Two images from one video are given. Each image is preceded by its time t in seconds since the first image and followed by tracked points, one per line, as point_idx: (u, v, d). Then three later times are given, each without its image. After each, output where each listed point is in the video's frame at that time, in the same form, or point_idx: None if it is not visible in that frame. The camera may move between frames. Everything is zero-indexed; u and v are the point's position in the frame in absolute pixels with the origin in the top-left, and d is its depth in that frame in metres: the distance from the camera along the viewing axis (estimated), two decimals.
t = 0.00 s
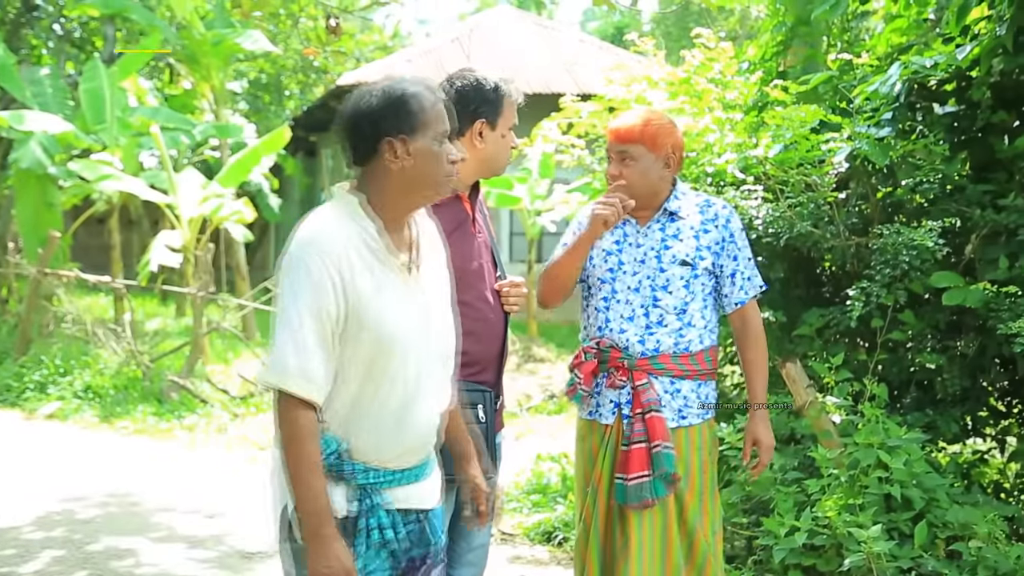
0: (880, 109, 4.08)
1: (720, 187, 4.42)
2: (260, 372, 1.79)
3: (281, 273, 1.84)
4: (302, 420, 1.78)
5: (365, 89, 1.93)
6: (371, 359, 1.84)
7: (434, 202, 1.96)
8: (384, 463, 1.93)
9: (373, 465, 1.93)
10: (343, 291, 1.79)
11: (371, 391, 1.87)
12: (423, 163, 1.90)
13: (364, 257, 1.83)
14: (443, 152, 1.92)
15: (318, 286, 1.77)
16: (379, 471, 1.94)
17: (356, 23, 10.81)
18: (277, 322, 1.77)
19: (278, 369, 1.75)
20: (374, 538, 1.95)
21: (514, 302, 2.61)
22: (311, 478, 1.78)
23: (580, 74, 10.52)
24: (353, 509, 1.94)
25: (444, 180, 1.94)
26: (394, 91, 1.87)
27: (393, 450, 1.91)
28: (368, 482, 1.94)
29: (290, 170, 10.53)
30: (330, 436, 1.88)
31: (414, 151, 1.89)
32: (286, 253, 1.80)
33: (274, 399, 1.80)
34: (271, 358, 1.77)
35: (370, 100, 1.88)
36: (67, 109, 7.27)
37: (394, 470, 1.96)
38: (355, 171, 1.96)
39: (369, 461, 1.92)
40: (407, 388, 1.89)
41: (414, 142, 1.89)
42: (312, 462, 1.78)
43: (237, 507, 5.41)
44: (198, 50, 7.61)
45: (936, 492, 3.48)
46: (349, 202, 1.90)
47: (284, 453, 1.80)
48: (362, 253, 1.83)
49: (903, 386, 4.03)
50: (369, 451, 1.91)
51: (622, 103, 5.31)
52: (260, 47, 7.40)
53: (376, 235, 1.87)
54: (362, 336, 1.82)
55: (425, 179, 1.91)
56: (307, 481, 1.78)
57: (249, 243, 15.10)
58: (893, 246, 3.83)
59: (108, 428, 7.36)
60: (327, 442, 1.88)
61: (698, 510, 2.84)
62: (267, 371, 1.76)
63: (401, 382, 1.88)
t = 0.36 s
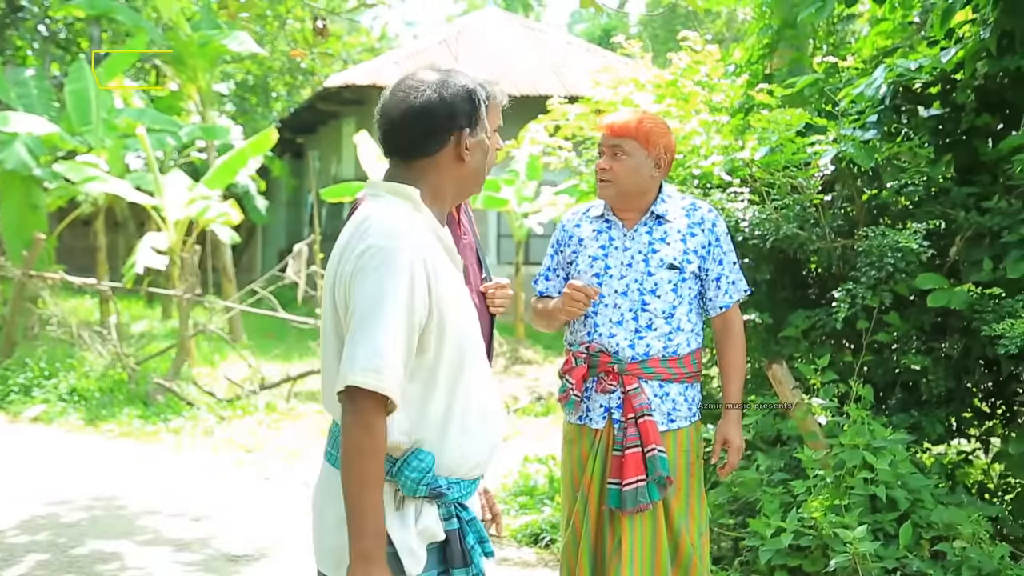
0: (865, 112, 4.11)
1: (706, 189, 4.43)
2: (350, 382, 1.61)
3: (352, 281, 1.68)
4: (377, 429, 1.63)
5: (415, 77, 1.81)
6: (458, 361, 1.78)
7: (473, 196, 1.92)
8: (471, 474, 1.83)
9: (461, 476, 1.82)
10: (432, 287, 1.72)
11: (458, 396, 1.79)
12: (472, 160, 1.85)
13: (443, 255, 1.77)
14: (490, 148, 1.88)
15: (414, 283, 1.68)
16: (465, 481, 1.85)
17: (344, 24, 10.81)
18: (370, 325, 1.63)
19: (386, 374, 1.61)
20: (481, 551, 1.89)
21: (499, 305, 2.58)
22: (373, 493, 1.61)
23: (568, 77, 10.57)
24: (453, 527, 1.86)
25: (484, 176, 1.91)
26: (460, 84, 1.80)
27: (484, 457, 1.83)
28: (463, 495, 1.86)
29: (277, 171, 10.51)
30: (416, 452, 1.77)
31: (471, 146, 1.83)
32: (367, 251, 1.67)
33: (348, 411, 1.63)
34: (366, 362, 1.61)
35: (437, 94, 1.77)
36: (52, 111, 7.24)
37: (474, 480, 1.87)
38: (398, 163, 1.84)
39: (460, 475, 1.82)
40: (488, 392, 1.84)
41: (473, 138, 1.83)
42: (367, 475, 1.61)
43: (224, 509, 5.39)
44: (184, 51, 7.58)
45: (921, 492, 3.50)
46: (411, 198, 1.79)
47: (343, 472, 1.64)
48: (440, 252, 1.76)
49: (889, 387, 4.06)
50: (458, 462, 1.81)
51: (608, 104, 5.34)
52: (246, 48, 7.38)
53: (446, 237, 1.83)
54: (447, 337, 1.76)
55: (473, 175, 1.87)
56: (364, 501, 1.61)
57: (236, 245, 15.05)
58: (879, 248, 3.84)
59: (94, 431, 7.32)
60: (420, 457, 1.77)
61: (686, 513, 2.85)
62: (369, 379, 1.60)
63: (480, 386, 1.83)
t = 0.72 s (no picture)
0: (844, 114, 4.15)
1: (687, 190, 4.43)
2: (423, 375, 1.59)
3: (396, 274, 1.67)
4: (462, 421, 1.61)
5: (429, 69, 1.78)
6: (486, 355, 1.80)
7: (477, 188, 1.94)
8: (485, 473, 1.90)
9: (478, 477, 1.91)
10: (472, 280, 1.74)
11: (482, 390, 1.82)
12: (482, 155, 1.86)
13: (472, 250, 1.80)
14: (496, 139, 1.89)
15: (462, 276, 1.69)
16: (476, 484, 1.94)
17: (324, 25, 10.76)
18: (433, 317, 1.61)
19: (452, 365, 1.61)
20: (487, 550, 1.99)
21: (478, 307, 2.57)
22: (486, 483, 1.58)
23: (549, 78, 10.58)
24: (465, 528, 1.97)
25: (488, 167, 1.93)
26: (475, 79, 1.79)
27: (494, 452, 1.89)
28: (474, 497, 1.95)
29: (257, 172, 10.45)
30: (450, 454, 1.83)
31: (482, 139, 1.84)
32: (415, 246, 1.66)
33: (431, 412, 1.61)
34: (430, 355, 1.60)
35: (455, 88, 1.76)
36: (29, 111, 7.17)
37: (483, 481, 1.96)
38: (409, 156, 1.83)
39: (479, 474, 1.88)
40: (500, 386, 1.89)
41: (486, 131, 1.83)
42: (470, 467, 1.58)
43: (203, 512, 5.35)
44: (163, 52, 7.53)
45: (899, 492, 3.52)
46: (429, 191, 1.79)
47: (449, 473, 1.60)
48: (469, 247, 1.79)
49: (867, 387, 4.09)
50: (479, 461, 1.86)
51: (588, 106, 5.31)
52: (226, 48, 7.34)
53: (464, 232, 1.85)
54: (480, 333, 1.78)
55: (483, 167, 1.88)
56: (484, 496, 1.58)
57: (215, 247, 14.95)
58: (857, 249, 3.86)
59: (72, 433, 7.26)
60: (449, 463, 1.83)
61: (664, 512, 2.85)
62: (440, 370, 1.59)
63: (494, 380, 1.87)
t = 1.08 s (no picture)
0: (824, 115, 4.19)
1: (668, 191, 4.42)
2: (401, 378, 1.61)
3: (382, 272, 1.66)
4: (423, 425, 1.65)
5: (413, 69, 1.78)
6: (472, 349, 1.80)
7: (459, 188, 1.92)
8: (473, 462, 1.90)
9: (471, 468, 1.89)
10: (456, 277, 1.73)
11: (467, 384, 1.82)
12: (467, 152, 1.84)
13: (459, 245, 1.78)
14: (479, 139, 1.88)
15: (444, 275, 1.68)
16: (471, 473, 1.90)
17: (306, 26, 10.72)
18: (415, 320, 1.62)
19: (430, 370, 1.62)
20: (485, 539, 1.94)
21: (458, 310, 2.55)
22: (425, 489, 1.65)
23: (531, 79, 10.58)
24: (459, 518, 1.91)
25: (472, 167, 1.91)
26: (457, 77, 1.79)
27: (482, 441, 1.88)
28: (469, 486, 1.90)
29: (237, 173, 10.40)
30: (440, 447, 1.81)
31: (465, 137, 1.83)
32: (401, 247, 1.65)
33: (395, 412, 1.65)
34: (410, 356, 1.61)
35: (440, 85, 1.76)
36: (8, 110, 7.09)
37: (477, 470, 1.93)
38: (394, 154, 1.81)
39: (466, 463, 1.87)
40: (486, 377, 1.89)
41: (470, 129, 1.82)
42: (416, 474, 1.65)
43: (184, 514, 5.31)
44: (143, 51, 7.47)
45: (879, 492, 3.53)
46: (417, 189, 1.77)
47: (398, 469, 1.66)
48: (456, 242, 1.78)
49: (847, 387, 4.10)
50: (464, 450, 1.86)
51: (569, 107, 5.28)
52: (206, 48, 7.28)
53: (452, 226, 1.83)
54: (465, 332, 1.77)
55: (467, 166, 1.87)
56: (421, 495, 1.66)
57: (196, 248, 14.87)
58: (837, 250, 3.88)
59: (51, 435, 7.19)
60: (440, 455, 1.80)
61: (645, 517, 2.85)
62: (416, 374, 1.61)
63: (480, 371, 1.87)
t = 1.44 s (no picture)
0: (811, 115, 4.20)
1: (655, 192, 4.41)
2: (321, 365, 1.63)
3: (320, 263, 1.70)
4: (347, 409, 1.66)
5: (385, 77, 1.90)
6: (416, 343, 1.80)
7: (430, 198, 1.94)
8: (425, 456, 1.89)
9: (419, 459, 1.87)
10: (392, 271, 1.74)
11: (416, 378, 1.82)
12: (431, 154, 1.87)
13: (401, 239, 1.80)
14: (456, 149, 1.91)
15: (375, 266, 1.70)
16: (419, 464, 1.88)
17: (293, 25, 10.69)
18: (340, 310, 1.65)
19: (353, 360, 1.64)
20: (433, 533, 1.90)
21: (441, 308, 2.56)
22: (347, 472, 1.64)
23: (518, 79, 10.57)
24: (406, 509, 1.87)
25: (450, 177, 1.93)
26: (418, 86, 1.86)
27: (436, 435, 1.87)
28: (416, 475, 1.87)
29: (225, 173, 10.37)
30: (382, 435, 1.81)
31: (433, 140, 1.87)
32: (335, 238, 1.69)
33: (316, 397, 1.66)
34: (334, 344, 1.63)
35: (395, 89, 1.86)
36: None
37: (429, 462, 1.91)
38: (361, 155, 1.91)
39: (416, 456, 1.86)
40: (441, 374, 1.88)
41: (438, 133, 1.87)
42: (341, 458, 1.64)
43: (171, 515, 5.28)
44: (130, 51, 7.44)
45: (865, 492, 3.55)
46: (375, 189, 1.83)
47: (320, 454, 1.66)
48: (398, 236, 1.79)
49: (834, 387, 4.10)
50: (414, 442, 1.84)
51: (556, 107, 5.25)
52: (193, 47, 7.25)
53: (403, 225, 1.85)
54: (408, 328, 1.78)
55: (438, 169, 1.89)
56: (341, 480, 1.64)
57: (183, 248, 14.80)
58: (824, 251, 3.89)
59: (37, 436, 7.15)
60: (377, 442, 1.80)
61: (633, 516, 2.85)
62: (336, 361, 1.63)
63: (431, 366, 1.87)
